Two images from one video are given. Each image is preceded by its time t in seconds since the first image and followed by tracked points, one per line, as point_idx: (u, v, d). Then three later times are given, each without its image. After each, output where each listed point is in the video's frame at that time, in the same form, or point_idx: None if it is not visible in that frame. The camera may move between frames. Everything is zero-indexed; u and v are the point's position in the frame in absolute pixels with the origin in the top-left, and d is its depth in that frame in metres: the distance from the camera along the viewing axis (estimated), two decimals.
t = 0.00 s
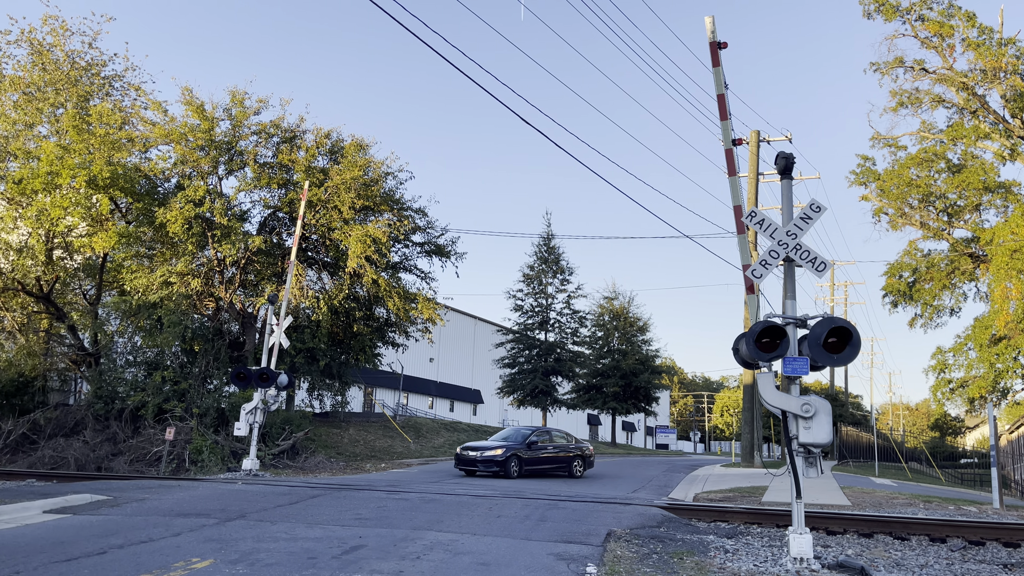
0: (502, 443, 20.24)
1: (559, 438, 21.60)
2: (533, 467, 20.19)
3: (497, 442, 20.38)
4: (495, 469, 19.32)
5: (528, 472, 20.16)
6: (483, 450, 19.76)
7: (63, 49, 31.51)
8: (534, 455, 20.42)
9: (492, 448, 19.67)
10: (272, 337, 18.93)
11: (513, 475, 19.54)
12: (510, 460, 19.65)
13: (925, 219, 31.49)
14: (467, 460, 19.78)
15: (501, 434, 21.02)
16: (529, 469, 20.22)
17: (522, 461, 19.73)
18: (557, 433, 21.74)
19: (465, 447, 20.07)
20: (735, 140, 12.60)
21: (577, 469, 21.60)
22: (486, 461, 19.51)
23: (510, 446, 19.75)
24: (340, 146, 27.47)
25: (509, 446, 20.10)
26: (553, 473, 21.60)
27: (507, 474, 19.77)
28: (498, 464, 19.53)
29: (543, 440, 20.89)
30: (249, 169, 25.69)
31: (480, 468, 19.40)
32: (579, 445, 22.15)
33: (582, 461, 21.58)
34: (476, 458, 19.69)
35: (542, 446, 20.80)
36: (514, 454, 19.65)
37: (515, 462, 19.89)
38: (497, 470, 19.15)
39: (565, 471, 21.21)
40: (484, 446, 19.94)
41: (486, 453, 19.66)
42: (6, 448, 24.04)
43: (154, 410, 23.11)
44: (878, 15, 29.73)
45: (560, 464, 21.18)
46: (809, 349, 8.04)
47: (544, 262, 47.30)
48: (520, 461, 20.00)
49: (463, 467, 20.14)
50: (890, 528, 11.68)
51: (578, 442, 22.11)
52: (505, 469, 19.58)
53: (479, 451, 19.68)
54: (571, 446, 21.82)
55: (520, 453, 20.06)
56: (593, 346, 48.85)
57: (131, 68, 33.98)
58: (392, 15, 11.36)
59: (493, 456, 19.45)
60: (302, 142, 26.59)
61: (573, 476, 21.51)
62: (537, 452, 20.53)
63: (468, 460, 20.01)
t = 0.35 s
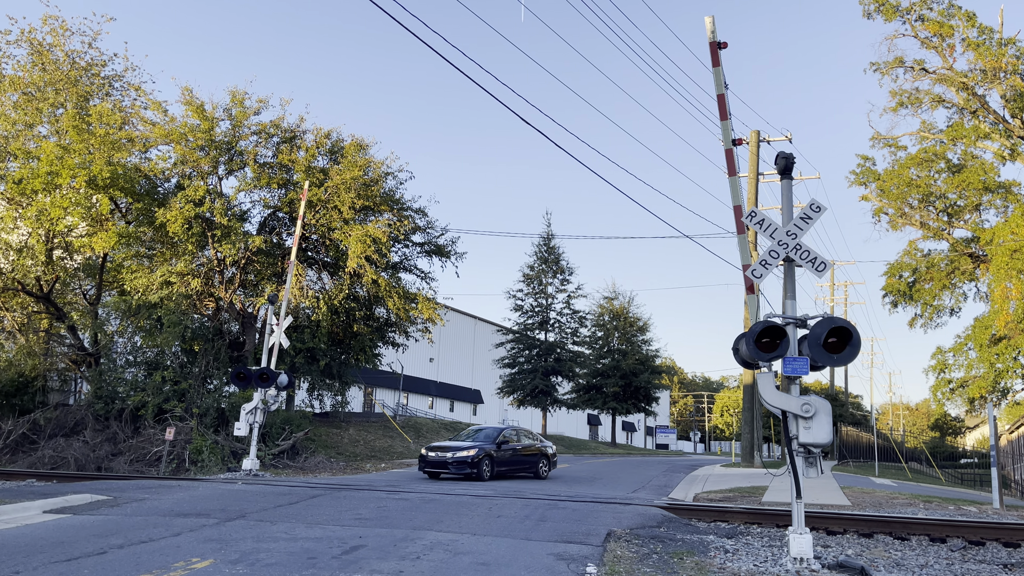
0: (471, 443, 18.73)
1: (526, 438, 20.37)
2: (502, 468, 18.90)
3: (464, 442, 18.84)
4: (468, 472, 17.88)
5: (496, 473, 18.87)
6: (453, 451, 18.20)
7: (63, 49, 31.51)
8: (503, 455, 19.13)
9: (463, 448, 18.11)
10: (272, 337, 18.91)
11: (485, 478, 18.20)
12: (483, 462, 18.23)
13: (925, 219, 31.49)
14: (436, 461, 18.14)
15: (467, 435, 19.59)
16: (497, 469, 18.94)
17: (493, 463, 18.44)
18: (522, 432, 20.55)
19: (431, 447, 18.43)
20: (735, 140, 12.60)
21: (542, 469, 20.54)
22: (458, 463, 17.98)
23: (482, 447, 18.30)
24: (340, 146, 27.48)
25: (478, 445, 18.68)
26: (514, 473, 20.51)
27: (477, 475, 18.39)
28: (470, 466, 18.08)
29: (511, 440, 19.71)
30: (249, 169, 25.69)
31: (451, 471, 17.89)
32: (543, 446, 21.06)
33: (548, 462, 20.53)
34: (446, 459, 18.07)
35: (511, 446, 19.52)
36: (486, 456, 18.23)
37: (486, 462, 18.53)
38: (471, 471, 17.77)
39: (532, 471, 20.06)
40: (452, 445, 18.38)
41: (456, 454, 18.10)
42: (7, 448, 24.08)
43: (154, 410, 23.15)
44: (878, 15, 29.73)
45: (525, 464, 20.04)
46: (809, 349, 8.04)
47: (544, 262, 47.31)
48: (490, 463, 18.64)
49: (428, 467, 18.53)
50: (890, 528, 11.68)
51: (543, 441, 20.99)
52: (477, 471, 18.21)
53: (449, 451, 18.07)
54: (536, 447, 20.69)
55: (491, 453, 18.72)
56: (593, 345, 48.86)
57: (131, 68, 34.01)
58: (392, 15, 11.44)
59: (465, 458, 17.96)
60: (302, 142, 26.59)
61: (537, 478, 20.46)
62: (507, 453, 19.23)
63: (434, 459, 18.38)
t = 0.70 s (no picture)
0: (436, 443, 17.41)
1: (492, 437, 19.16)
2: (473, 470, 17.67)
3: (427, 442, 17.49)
4: (440, 474, 16.52)
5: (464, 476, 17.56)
6: (421, 452, 16.77)
7: (62, 49, 31.50)
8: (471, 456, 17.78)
9: (431, 449, 16.79)
10: (272, 338, 18.91)
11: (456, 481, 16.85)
12: (455, 463, 16.97)
13: (925, 219, 31.49)
14: (403, 463, 16.69)
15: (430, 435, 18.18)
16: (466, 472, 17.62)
17: (463, 463, 17.15)
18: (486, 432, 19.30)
19: (396, 448, 16.96)
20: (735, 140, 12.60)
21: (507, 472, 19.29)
22: (428, 465, 16.61)
23: (452, 447, 16.98)
24: (340, 146, 27.49)
25: (447, 446, 17.30)
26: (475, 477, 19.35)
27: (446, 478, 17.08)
28: (441, 468, 16.75)
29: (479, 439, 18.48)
30: (249, 169, 25.70)
31: (421, 473, 16.48)
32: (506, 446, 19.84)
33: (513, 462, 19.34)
34: (413, 462, 16.65)
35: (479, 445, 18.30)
36: (458, 457, 16.95)
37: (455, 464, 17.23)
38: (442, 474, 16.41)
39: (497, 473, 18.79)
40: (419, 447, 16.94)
41: (425, 455, 16.70)
42: (7, 448, 24.09)
43: (154, 410, 23.16)
44: (878, 15, 29.73)
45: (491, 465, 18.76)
46: (809, 349, 8.04)
47: (544, 262, 47.34)
48: (460, 465, 17.29)
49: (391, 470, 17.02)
50: (890, 528, 11.68)
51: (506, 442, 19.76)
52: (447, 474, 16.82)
53: (418, 453, 16.67)
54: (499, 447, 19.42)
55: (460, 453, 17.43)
56: (593, 345, 48.88)
57: (132, 68, 34.09)
58: (392, 15, 11.43)
59: (436, 459, 16.59)
60: (302, 142, 26.60)
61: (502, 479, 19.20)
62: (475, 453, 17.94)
63: (397, 462, 16.91)
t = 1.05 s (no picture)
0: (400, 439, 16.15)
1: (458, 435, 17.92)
2: (440, 470, 16.49)
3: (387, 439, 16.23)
4: (408, 474, 15.30)
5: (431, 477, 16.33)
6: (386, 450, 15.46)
7: (62, 49, 31.50)
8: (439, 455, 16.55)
9: (397, 445, 15.53)
10: (272, 337, 18.90)
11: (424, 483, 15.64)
12: (422, 463, 15.77)
13: (925, 219, 31.49)
14: (366, 462, 15.29)
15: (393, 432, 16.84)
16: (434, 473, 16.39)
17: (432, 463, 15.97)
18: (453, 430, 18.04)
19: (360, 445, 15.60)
20: (735, 140, 12.59)
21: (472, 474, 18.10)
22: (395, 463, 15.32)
23: (421, 445, 15.76)
24: (340, 146, 27.49)
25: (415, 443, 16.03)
26: (439, 479, 18.30)
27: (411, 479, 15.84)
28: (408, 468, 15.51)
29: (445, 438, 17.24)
30: (249, 169, 25.71)
31: (387, 473, 15.15)
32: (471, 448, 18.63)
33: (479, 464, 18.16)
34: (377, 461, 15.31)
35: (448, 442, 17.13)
36: (427, 455, 15.74)
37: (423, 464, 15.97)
38: (411, 473, 15.19)
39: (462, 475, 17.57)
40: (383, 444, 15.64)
41: (390, 453, 15.41)
42: (6, 448, 24.09)
43: (154, 410, 23.17)
44: (878, 15, 29.73)
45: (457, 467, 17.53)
46: (809, 349, 8.04)
47: (544, 262, 47.35)
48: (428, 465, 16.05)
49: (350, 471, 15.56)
50: (890, 528, 11.67)
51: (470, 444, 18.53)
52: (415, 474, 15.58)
53: (383, 450, 15.37)
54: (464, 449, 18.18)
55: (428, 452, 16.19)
56: (593, 345, 48.89)
57: (132, 68, 34.13)
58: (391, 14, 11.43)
59: (404, 458, 15.34)
60: (302, 142, 26.60)
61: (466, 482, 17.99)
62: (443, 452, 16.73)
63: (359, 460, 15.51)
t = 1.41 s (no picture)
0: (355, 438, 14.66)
1: (419, 432, 16.30)
2: (399, 472, 15.04)
3: (337, 438, 14.73)
4: (364, 479, 13.88)
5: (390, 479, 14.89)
6: (339, 451, 13.96)
7: (62, 49, 31.49)
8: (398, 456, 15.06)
9: (352, 446, 14.06)
10: (272, 338, 18.90)
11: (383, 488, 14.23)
12: (381, 465, 14.35)
13: (925, 219, 31.49)
14: (317, 466, 13.78)
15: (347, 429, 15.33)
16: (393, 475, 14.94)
17: (390, 465, 14.59)
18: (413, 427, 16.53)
19: (309, 447, 14.04)
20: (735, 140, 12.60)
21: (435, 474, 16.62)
22: (349, 467, 13.84)
23: (379, 446, 14.32)
24: (340, 146, 27.50)
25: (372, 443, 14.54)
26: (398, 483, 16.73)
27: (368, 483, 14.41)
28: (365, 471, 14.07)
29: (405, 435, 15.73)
30: (248, 169, 25.72)
31: (342, 479, 13.71)
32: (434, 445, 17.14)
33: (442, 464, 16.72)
34: (329, 464, 13.82)
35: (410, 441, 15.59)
36: (385, 456, 14.31)
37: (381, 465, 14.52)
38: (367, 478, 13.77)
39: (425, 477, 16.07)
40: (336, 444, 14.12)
41: (344, 455, 13.93)
42: (7, 448, 24.11)
43: (154, 410, 23.18)
44: (878, 15, 29.72)
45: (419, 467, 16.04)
46: (809, 349, 8.04)
47: (544, 262, 47.35)
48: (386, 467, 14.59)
49: (296, 475, 14.00)
50: (890, 528, 11.67)
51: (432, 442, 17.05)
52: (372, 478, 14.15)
53: (337, 452, 13.86)
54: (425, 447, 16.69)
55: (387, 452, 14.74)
56: (593, 345, 48.91)
57: (132, 68, 34.15)
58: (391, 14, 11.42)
59: (360, 461, 13.88)
60: (302, 142, 26.60)
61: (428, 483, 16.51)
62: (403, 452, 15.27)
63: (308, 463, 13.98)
